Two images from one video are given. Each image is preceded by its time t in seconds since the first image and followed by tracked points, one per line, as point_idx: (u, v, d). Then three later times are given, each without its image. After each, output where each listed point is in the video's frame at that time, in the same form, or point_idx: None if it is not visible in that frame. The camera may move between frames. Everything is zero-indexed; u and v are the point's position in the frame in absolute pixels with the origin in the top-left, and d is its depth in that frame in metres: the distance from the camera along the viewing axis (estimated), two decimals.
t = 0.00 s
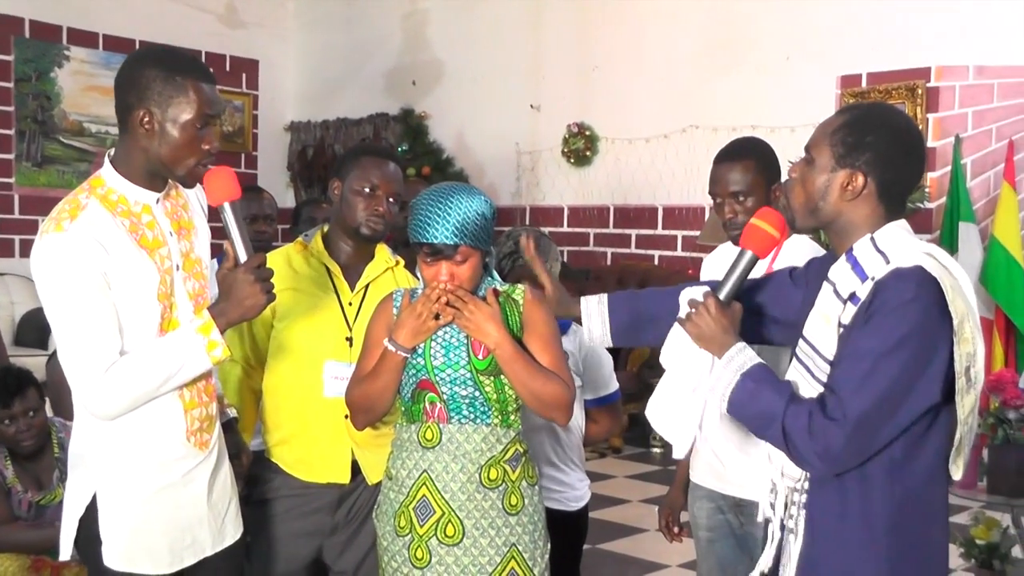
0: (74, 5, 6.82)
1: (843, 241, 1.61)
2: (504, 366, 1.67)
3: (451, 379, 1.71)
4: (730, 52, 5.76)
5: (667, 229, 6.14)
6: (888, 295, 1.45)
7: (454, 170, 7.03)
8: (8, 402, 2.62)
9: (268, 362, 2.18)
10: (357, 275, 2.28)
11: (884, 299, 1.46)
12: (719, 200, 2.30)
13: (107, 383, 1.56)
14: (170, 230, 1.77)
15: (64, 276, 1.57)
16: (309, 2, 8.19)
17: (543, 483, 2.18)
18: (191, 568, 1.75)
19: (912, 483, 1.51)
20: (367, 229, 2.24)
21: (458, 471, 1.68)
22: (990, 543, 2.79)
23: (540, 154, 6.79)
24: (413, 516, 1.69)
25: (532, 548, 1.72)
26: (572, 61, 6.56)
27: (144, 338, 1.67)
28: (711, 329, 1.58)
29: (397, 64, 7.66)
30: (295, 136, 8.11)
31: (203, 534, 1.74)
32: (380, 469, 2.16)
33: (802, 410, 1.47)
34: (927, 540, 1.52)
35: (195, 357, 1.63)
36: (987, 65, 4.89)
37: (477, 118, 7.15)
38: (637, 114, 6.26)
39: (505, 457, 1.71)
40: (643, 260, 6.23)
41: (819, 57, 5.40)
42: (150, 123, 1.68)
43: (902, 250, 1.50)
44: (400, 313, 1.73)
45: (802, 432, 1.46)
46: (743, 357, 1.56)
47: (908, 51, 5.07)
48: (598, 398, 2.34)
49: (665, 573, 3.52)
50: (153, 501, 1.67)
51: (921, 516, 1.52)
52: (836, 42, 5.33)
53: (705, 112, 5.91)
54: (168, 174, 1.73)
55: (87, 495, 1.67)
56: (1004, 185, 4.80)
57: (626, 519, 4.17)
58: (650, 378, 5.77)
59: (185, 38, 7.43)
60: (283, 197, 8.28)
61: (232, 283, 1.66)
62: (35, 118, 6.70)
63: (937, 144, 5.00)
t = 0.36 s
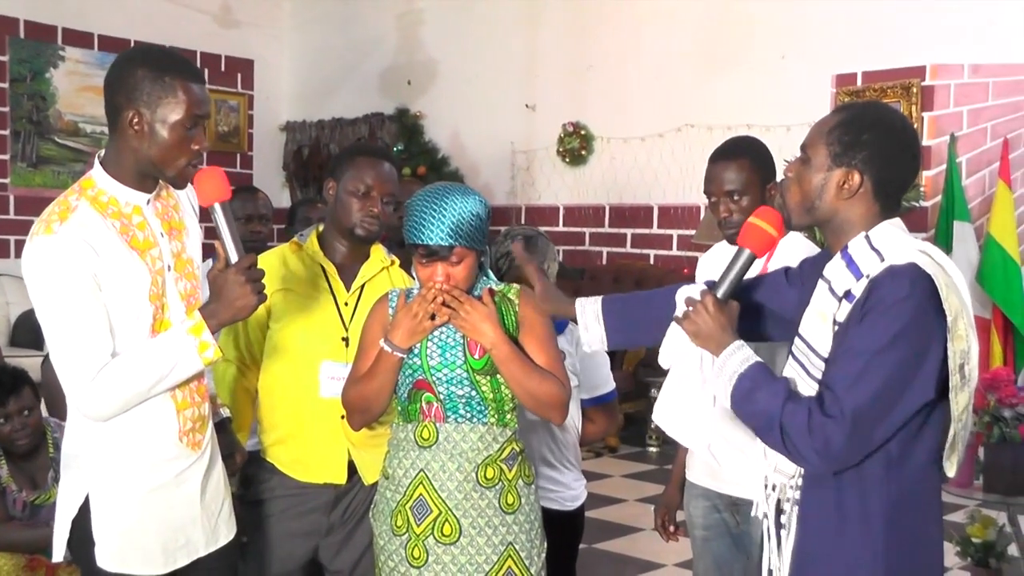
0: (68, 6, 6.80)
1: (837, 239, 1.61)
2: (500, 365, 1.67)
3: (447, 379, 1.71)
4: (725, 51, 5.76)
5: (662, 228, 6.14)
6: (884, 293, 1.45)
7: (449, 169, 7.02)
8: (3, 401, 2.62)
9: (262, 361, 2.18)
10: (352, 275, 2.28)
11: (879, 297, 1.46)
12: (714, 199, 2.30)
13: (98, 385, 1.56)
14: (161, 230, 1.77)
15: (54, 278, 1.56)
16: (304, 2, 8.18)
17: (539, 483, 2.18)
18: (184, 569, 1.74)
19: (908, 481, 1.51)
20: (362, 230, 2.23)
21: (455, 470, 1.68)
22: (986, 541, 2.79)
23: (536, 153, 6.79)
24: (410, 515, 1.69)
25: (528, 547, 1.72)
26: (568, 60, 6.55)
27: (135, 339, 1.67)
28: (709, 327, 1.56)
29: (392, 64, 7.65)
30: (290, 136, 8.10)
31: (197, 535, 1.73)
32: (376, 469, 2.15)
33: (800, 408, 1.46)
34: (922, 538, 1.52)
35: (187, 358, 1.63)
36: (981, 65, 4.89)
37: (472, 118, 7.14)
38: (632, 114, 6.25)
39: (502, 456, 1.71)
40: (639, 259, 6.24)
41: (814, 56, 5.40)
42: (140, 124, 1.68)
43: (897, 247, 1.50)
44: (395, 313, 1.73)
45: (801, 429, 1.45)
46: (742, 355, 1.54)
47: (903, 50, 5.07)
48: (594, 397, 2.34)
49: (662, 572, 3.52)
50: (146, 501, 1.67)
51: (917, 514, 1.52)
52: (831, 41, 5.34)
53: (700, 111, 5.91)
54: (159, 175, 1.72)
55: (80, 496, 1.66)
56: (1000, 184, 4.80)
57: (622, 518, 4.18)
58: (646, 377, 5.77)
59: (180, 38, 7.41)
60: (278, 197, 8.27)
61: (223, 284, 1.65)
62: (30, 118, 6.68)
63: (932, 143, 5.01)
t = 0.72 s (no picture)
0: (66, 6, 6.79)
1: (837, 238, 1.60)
2: (500, 365, 1.67)
3: (446, 379, 1.71)
4: (722, 50, 5.77)
5: (661, 228, 6.14)
6: (889, 297, 1.44)
7: (447, 169, 7.03)
8: (3, 403, 2.61)
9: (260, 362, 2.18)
10: (349, 275, 2.28)
11: (886, 300, 1.44)
12: (712, 199, 2.30)
13: (95, 385, 1.55)
14: (157, 230, 1.76)
15: (50, 279, 1.56)
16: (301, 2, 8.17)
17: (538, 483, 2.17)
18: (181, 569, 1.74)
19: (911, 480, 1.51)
20: (356, 232, 2.23)
21: (454, 469, 1.68)
22: (985, 541, 2.79)
23: (534, 153, 6.79)
24: (410, 514, 1.68)
25: (528, 546, 1.71)
26: (566, 60, 6.55)
27: (132, 339, 1.66)
28: (744, 344, 1.45)
29: (390, 64, 7.64)
30: (288, 136, 8.09)
31: (194, 535, 1.73)
32: (374, 469, 2.14)
33: (862, 423, 1.37)
34: (919, 538, 1.52)
35: (183, 359, 1.62)
36: (979, 64, 4.89)
37: (470, 117, 7.13)
38: (630, 113, 6.25)
39: (501, 455, 1.71)
40: (637, 259, 6.24)
41: (811, 55, 5.40)
42: (135, 123, 1.67)
43: (893, 245, 1.50)
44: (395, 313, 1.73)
45: (866, 448, 1.36)
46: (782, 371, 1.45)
47: (901, 49, 5.07)
48: (593, 396, 2.33)
49: (661, 572, 3.52)
50: (143, 501, 1.66)
51: (917, 513, 1.52)
52: (829, 41, 5.34)
53: (698, 111, 5.91)
54: (154, 175, 1.72)
55: (78, 496, 1.66)
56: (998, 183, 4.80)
57: (621, 518, 4.17)
58: (644, 376, 5.78)
59: (178, 39, 7.41)
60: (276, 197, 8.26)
61: (218, 284, 1.65)
62: (29, 119, 6.67)
63: (931, 142, 5.01)
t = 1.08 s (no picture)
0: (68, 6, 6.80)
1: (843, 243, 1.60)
2: (501, 365, 1.67)
3: (448, 379, 1.71)
4: (723, 50, 5.77)
5: (662, 228, 6.14)
6: (893, 301, 1.44)
7: (448, 169, 7.03)
8: (7, 404, 2.59)
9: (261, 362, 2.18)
10: (350, 274, 2.28)
11: (890, 303, 1.44)
12: (713, 199, 2.30)
13: (97, 385, 1.55)
14: (159, 231, 1.76)
15: (52, 279, 1.56)
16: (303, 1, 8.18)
17: (541, 482, 2.17)
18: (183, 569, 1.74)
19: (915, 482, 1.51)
20: (356, 232, 2.23)
21: (455, 468, 1.68)
22: (986, 541, 2.79)
23: (535, 152, 6.79)
24: (411, 513, 1.68)
25: (529, 546, 1.71)
26: (567, 59, 6.55)
27: (134, 340, 1.66)
28: (773, 367, 1.44)
29: (391, 63, 7.65)
30: (288, 136, 8.11)
31: (196, 535, 1.73)
32: (373, 469, 2.14)
33: (896, 433, 1.37)
34: (918, 541, 1.52)
35: (185, 359, 1.63)
36: (981, 63, 4.89)
37: (470, 118, 7.14)
38: (631, 114, 6.25)
39: (503, 455, 1.71)
40: (638, 259, 6.24)
41: (812, 55, 5.40)
42: (136, 124, 1.67)
43: (895, 247, 1.50)
44: (397, 313, 1.73)
45: (904, 460, 1.36)
46: (815, 393, 1.43)
47: (902, 49, 5.07)
48: (596, 395, 2.34)
49: (662, 572, 3.52)
50: (144, 501, 1.66)
51: (919, 514, 1.52)
52: (830, 41, 5.33)
53: (698, 111, 5.91)
54: (156, 175, 1.72)
55: (80, 495, 1.66)
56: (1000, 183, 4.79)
57: (622, 518, 4.17)
58: (644, 376, 5.79)
59: (180, 38, 7.41)
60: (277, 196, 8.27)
61: (220, 284, 1.65)
62: (30, 118, 6.67)
63: (932, 141, 5.00)
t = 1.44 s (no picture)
0: (70, 4, 6.80)
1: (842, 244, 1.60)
2: (502, 365, 1.67)
3: (450, 378, 1.71)
4: (725, 50, 5.77)
5: (663, 227, 6.14)
6: (893, 302, 1.44)
7: (450, 168, 7.04)
8: (13, 399, 2.60)
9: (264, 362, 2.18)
10: (353, 273, 2.28)
11: (889, 305, 1.44)
12: (715, 199, 2.30)
13: (101, 382, 1.56)
14: (163, 229, 1.77)
15: (57, 277, 1.57)
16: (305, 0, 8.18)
17: (543, 481, 2.18)
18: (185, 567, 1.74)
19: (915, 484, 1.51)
20: (359, 232, 2.24)
21: (457, 467, 1.68)
22: (987, 541, 2.79)
23: (537, 152, 6.79)
24: (413, 512, 1.69)
25: (530, 545, 1.72)
26: (569, 59, 6.55)
27: (138, 338, 1.67)
28: (772, 376, 1.43)
29: (394, 62, 7.65)
30: (290, 135, 8.11)
31: (199, 533, 1.73)
32: (375, 469, 2.15)
33: (896, 436, 1.38)
34: (918, 542, 1.52)
35: (188, 357, 1.63)
36: (983, 64, 4.88)
37: (471, 118, 7.15)
38: (633, 114, 6.25)
39: (504, 453, 1.71)
40: (640, 259, 6.24)
41: (815, 56, 5.40)
42: (138, 123, 1.68)
43: (893, 248, 1.50)
44: (398, 313, 1.73)
45: (902, 461, 1.37)
46: (814, 398, 1.44)
47: (904, 50, 5.07)
48: (600, 395, 2.34)
49: (663, 571, 3.52)
50: (148, 499, 1.67)
51: (920, 515, 1.52)
52: (832, 41, 5.33)
53: (700, 111, 5.91)
54: (160, 174, 1.73)
55: (83, 493, 1.66)
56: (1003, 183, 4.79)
57: (623, 518, 4.17)
58: (645, 376, 5.79)
59: (183, 37, 7.41)
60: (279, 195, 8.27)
61: (223, 282, 1.65)
62: (32, 116, 6.68)
63: (934, 142, 5.00)
